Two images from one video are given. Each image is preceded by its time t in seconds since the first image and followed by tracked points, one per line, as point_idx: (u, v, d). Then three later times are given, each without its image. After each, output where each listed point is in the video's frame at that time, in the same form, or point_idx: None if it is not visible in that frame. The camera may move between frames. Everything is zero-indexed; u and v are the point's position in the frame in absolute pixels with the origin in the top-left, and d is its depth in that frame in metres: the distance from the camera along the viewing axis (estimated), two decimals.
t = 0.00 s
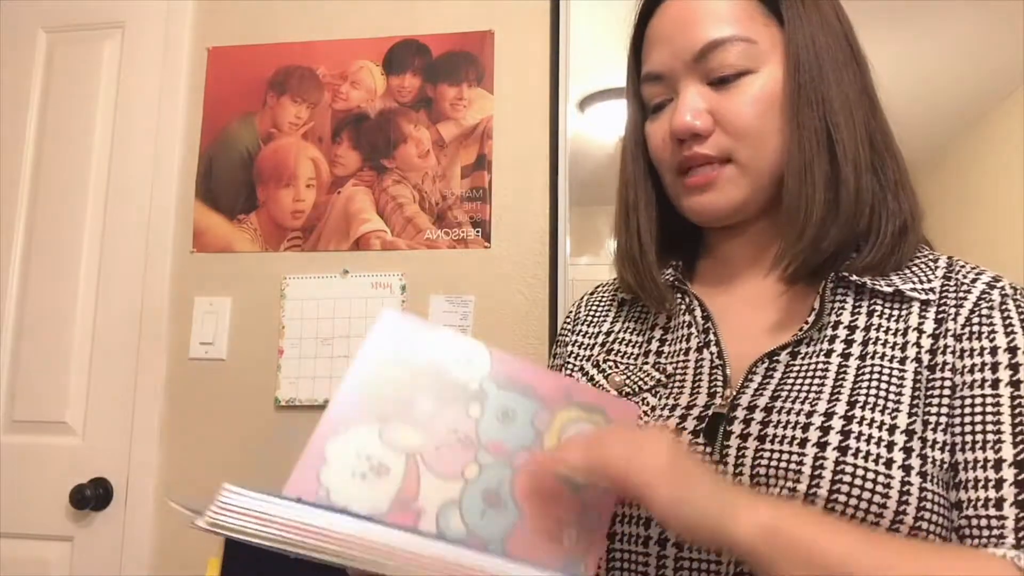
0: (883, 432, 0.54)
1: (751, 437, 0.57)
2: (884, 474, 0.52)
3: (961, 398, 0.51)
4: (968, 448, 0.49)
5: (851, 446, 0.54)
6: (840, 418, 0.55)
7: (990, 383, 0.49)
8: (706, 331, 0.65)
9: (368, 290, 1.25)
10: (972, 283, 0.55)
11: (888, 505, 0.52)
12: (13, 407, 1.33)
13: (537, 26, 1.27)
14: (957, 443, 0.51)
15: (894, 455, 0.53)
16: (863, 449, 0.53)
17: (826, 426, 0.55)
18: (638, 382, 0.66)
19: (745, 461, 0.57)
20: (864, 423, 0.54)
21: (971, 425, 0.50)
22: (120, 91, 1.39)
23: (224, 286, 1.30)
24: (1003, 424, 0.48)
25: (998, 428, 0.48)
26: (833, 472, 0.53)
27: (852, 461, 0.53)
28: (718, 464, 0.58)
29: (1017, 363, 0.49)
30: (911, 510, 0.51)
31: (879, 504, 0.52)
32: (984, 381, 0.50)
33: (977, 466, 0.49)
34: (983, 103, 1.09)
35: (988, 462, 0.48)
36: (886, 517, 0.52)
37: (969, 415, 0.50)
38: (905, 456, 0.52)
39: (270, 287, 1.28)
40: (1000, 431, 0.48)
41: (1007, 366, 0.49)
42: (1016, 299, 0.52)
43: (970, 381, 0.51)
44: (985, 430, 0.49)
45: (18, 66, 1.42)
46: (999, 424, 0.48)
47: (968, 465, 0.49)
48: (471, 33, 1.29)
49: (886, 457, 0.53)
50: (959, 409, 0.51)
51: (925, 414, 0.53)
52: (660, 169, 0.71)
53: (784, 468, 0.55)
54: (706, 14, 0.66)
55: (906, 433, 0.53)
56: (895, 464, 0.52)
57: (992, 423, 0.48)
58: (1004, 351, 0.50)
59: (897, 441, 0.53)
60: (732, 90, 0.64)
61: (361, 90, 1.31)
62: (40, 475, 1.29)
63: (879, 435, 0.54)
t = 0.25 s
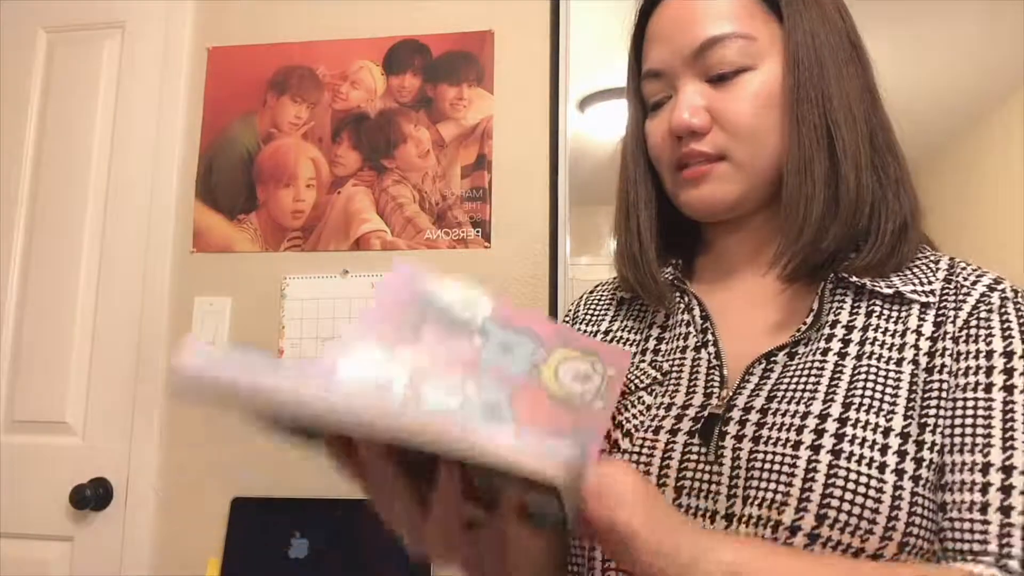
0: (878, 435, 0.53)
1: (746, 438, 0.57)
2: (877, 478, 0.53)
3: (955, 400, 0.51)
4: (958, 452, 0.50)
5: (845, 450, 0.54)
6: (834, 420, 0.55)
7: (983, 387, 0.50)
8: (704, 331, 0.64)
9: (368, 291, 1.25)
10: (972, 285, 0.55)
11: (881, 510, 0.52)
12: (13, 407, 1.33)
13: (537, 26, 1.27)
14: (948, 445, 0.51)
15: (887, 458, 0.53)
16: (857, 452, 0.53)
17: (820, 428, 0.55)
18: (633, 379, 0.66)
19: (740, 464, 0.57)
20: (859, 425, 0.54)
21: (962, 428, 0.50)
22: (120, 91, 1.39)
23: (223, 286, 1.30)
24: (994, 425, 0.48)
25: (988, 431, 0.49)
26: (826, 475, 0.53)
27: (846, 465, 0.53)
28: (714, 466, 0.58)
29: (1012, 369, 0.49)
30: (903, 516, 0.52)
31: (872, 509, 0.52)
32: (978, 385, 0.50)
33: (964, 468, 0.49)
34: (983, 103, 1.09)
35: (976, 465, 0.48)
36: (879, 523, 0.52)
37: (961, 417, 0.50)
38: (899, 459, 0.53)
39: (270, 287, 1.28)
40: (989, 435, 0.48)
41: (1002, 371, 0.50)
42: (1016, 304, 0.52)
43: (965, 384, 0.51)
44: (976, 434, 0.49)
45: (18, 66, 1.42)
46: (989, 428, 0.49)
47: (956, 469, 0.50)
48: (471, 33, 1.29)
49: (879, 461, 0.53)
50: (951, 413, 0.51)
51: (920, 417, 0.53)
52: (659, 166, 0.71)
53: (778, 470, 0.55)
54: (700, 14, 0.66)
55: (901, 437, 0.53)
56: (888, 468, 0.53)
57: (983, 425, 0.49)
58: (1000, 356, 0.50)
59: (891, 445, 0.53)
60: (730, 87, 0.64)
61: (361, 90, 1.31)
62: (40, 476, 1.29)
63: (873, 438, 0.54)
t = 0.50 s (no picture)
0: (869, 425, 0.53)
1: (741, 432, 0.58)
2: (865, 466, 0.52)
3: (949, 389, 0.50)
4: (945, 438, 0.47)
5: (834, 438, 0.53)
6: (826, 410, 0.54)
7: (976, 374, 0.47)
8: (710, 330, 0.64)
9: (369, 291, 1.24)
10: (981, 278, 0.54)
11: (869, 498, 0.52)
12: (13, 407, 1.33)
13: (537, 26, 1.27)
14: (941, 432, 0.48)
15: (877, 447, 0.52)
16: (847, 441, 0.53)
17: (811, 418, 0.55)
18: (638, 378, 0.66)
19: (734, 456, 0.57)
20: (851, 414, 0.54)
21: (951, 414, 0.48)
22: (120, 91, 1.39)
23: (223, 286, 1.30)
24: (981, 413, 0.46)
25: (974, 416, 0.46)
26: (814, 463, 0.53)
27: (834, 453, 0.53)
28: (709, 459, 0.58)
29: (1010, 358, 0.46)
30: (891, 503, 0.51)
31: (859, 496, 0.52)
32: (971, 372, 0.48)
33: (948, 454, 0.47)
34: (985, 102, 1.08)
35: (958, 449, 0.46)
36: (866, 510, 0.52)
37: (952, 403, 0.48)
38: (890, 448, 0.52)
39: (270, 287, 1.28)
40: (975, 419, 0.46)
41: (998, 359, 0.47)
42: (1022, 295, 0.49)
43: (961, 372, 0.49)
44: (963, 418, 0.47)
45: (18, 66, 1.42)
46: (976, 412, 0.46)
47: (942, 454, 0.47)
48: (471, 33, 1.29)
49: (868, 449, 0.52)
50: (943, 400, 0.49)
51: (915, 408, 0.52)
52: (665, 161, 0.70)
53: (767, 459, 0.55)
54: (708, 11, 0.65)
55: (894, 428, 0.52)
56: (877, 456, 0.52)
57: (970, 411, 0.46)
58: (998, 346, 0.47)
59: (882, 435, 0.52)
60: (737, 83, 0.63)
61: (361, 90, 1.31)
62: (40, 476, 1.29)
63: (866, 428, 0.53)
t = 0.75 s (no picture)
0: (881, 437, 0.53)
1: (747, 435, 0.57)
2: (876, 480, 0.52)
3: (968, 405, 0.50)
4: (962, 454, 0.48)
5: (844, 449, 0.53)
6: (837, 420, 0.54)
7: (994, 388, 0.48)
8: (716, 326, 0.64)
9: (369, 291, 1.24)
10: (999, 285, 0.53)
11: (878, 513, 0.51)
12: (13, 407, 1.33)
13: (537, 27, 1.27)
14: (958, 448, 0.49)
15: (889, 461, 0.52)
16: (857, 453, 0.53)
17: (821, 428, 0.54)
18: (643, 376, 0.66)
19: (738, 460, 0.57)
20: (863, 425, 0.53)
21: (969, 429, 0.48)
22: (120, 91, 1.39)
23: (224, 286, 1.30)
24: (999, 428, 0.46)
25: (993, 432, 0.46)
26: (822, 475, 0.53)
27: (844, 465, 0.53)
28: (711, 462, 0.58)
29: None
30: (901, 520, 0.51)
31: (868, 511, 0.51)
32: (989, 386, 0.48)
33: (966, 470, 0.47)
34: (987, 101, 1.08)
35: (977, 466, 0.46)
36: (875, 525, 0.51)
37: (970, 418, 0.48)
38: (901, 463, 0.52)
39: (270, 287, 1.28)
40: (994, 435, 0.46)
41: (1017, 372, 0.47)
42: None
43: (978, 385, 0.49)
44: (980, 434, 0.47)
45: (18, 66, 1.42)
46: (994, 429, 0.46)
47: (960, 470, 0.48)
48: (472, 33, 1.29)
49: (879, 463, 0.52)
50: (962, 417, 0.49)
51: (928, 422, 0.52)
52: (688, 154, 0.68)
53: (773, 468, 0.55)
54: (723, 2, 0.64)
55: (907, 440, 0.52)
56: (888, 470, 0.52)
57: (989, 426, 0.47)
58: (1017, 358, 0.48)
59: (894, 447, 0.52)
60: (759, 76, 0.61)
61: (360, 90, 1.31)
62: (40, 476, 1.29)
63: (877, 439, 0.53)
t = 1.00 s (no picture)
0: (886, 439, 0.53)
1: (749, 436, 0.57)
2: (880, 485, 0.52)
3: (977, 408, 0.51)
4: (978, 462, 0.49)
5: (848, 452, 0.53)
6: (840, 421, 0.54)
7: (1011, 395, 0.49)
8: (719, 325, 0.65)
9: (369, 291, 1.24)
10: (1011, 286, 0.54)
11: (882, 518, 0.51)
12: (13, 407, 1.33)
13: (538, 26, 1.27)
14: (971, 454, 0.50)
15: (893, 465, 0.52)
16: (860, 456, 0.53)
17: (824, 429, 0.54)
18: (644, 376, 0.67)
19: (739, 462, 0.56)
20: (866, 427, 0.53)
21: (984, 437, 0.49)
22: (120, 90, 1.39)
23: (223, 286, 1.30)
24: (1018, 438, 0.48)
25: (1011, 444, 0.48)
26: (824, 478, 0.53)
27: (847, 469, 0.53)
28: (712, 463, 0.57)
29: None
30: (906, 526, 0.51)
31: (872, 517, 0.51)
32: (1006, 392, 0.50)
33: (983, 480, 0.49)
34: (987, 101, 1.08)
35: (996, 478, 0.48)
36: (879, 532, 0.51)
37: (985, 426, 0.50)
38: (906, 467, 0.52)
39: (270, 287, 1.28)
40: (1012, 447, 0.48)
41: None
42: None
43: (993, 391, 0.50)
44: (997, 445, 0.49)
45: (18, 66, 1.42)
46: (1012, 441, 0.48)
47: (976, 480, 0.49)
48: (472, 33, 1.29)
49: (884, 467, 0.52)
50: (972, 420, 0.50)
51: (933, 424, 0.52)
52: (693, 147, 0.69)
53: (776, 471, 0.54)
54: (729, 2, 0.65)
55: (912, 442, 0.52)
56: (892, 475, 0.52)
57: (1007, 436, 0.48)
58: None
59: (899, 451, 0.52)
60: (772, 63, 0.62)
61: (360, 90, 1.31)
62: (40, 476, 1.29)
63: (881, 442, 0.53)
